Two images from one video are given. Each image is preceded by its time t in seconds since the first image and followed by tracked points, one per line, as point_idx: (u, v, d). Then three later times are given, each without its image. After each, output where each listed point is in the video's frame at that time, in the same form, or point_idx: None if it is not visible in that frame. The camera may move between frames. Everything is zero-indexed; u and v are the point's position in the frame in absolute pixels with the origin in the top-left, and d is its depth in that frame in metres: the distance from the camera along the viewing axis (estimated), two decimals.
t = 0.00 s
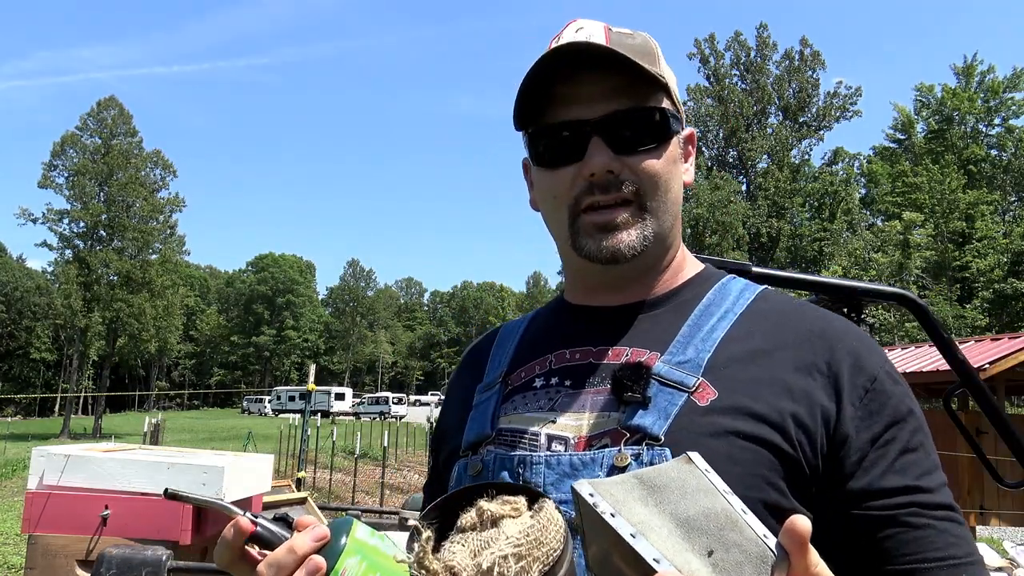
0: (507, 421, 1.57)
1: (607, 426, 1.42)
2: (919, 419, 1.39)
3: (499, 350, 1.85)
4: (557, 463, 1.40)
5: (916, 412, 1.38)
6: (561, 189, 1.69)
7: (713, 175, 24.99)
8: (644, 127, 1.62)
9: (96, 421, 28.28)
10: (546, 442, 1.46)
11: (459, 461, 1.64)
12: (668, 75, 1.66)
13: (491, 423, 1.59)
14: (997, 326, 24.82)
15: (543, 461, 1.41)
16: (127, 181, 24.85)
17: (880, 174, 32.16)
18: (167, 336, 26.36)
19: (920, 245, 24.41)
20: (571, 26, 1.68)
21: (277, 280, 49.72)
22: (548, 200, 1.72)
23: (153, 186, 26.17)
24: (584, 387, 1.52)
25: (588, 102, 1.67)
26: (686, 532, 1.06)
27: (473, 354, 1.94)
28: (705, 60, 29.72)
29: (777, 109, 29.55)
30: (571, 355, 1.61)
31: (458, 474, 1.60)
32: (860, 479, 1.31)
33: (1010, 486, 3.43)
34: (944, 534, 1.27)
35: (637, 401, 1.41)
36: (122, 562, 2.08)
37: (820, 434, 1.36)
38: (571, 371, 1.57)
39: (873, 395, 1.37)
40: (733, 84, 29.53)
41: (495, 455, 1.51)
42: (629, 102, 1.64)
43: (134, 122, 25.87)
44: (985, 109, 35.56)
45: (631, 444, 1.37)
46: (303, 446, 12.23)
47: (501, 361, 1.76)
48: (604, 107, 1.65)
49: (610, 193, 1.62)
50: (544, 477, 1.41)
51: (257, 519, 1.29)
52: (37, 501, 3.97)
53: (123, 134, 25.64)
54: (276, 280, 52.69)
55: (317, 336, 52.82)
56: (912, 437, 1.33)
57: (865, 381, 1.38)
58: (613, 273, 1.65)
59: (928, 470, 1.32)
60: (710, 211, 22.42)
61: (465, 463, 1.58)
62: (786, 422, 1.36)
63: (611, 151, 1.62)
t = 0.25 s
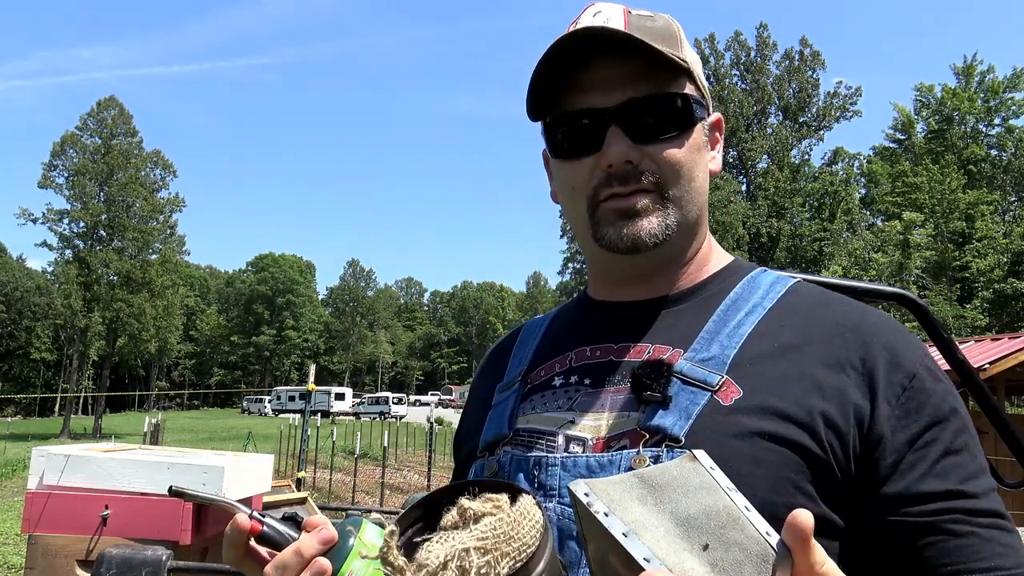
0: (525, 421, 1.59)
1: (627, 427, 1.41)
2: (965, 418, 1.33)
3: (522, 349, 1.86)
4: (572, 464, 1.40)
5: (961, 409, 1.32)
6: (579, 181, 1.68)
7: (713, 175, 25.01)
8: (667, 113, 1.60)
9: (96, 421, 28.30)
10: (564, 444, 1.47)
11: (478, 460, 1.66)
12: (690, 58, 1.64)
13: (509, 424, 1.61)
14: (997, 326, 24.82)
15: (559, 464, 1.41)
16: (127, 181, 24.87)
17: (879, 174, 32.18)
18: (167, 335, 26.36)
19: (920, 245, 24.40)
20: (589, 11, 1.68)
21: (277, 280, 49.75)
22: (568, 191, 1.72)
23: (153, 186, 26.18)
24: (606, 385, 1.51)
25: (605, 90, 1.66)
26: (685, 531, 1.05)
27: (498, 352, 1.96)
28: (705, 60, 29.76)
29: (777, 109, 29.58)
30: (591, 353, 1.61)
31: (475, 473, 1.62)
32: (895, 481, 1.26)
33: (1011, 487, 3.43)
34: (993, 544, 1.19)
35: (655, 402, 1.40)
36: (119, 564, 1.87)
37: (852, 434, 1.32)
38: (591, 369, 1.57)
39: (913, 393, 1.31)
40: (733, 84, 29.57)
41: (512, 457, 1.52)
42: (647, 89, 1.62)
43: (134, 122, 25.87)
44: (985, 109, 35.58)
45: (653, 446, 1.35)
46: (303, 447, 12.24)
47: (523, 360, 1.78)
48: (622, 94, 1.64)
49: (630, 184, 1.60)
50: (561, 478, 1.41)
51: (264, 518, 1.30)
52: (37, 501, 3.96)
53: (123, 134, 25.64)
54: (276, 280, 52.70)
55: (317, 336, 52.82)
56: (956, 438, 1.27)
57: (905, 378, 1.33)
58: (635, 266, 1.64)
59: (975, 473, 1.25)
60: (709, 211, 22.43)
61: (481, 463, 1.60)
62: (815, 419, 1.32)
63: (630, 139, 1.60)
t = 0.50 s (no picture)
0: (543, 424, 1.59)
1: (646, 429, 1.39)
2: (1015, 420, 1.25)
3: (545, 349, 1.88)
4: (587, 468, 1.38)
5: (1008, 409, 1.23)
6: (596, 175, 1.67)
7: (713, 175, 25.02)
8: (687, 102, 1.57)
9: (96, 421, 28.28)
10: (581, 448, 1.46)
11: (495, 465, 1.68)
12: (713, 43, 1.61)
13: (527, 426, 1.63)
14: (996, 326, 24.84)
15: (574, 467, 1.39)
16: (127, 181, 24.87)
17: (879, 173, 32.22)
18: (167, 335, 26.36)
19: (921, 245, 24.41)
20: None
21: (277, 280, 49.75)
22: (586, 185, 1.71)
23: (153, 186, 26.17)
24: (625, 386, 1.50)
25: (621, 79, 1.64)
26: (683, 535, 1.06)
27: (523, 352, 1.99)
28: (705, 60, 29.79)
29: (777, 109, 29.60)
30: (612, 353, 1.61)
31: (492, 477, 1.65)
32: (931, 489, 1.20)
33: None
34: None
35: (674, 401, 1.37)
36: (120, 562, 1.88)
37: (884, 436, 1.26)
38: (611, 370, 1.57)
39: (952, 392, 1.24)
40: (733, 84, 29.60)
41: (528, 461, 1.52)
42: (664, 76, 1.60)
43: (134, 122, 25.85)
44: (985, 109, 35.62)
45: (671, 448, 1.33)
46: (303, 446, 12.24)
47: (544, 360, 1.80)
48: (639, 83, 1.62)
49: (648, 176, 1.58)
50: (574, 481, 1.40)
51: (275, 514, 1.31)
52: (37, 501, 3.96)
53: (123, 134, 25.63)
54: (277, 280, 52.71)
55: (317, 336, 52.83)
56: (1000, 441, 1.18)
57: (942, 376, 1.26)
58: (654, 263, 1.63)
59: None
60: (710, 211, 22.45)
61: (499, 468, 1.62)
62: (844, 420, 1.27)
63: (648, 130, 1.58)
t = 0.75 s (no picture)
0: (556, 429, 1.59)
1: (660, 432, 1.36)
2: None
3: (560, 350, 1.89)
4: (600, 473, 1.37)
5: None
6: (606, 171, 1.66)
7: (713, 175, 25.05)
8: (699, 93, 1.55)
9: (96, 421, 28.28)
10: (594, 451, 1.44)
11: (508, 469, 1.70)
12: (727, 32, 1.59)
13: (541, 431, 1.64)
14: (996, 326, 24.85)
15: (587, 474, 1.38)
16: (127, 181, 24.88)
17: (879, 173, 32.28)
18: (167, 335, 26.37)
19: (921, 245, 24.43)
20: None
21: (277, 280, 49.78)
22: (595, 181, 1.70)
23: (153, 186, 26.17)
24: (640, 388, 1.48)
25: (630, 72, 1.63)
26: (686, 540, 1.05)
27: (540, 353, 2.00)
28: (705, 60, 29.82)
29: (777, 109, 29.62)
30: (627, 353, 1.61)
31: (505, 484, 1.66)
32: (961, 493, 1.14)
33: None
34: None
35: (690, 404, 1.33)
36: (119, 562, 1.88)
37: (910, 439, 1.20)
38: (626, 372, 1.56)
39: (982, 392, 1.17)
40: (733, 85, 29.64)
41: (540, 465, 1.52)
42: (675, 67, 1.58)
43: (134, 122, 25.85)
44: (985, 109, 35.65)
45: (686, 454, 1.30)
46: (302, 446, 12.25)
47: (560, 362, 1.81)
48: (649, 76, 1.60)
49: (659, 172, 1.56)
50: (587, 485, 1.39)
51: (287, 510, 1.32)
52: (37, 501, 3.96)
53: (123, 134, 25.62)
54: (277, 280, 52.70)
55: (317, 336, 52.87)
56: None
57: (973, 374, 1.19)
58: (669, 259, 1.61)
59: None
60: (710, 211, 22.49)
61: (511, 474, 1.64)
62: (867, 421, 1.22)
63: (658, 124, 1.56)
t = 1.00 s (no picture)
0: (562, 432, 1.60)
1: (666, 436, 1.36)
2: None
3: (569, 354, 1.90)
4: (606, 476, 1.37)
5: None
6: (611, 175, 1.66)
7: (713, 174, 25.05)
8: (704, 93, 1.54)
9: (96, 421, 28.28)
10: (599, 455, 1.45)
11: (515, 474, 1.71)
12: (732, 29, 1.59)
13: (546, 436, 1.64)
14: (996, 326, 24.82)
15: (591, 478, 1.39)
16: (127, 181, 24.90)
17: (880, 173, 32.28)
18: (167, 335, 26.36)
19: (921, 245, 24.40)
20: None
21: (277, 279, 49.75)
22: (599, 184, 1.70)
23: (153, 186, 26.17)
24: (646, 391, 1.48)
25: (631, 73, 1.63)
26: (671, 538, 1.05)
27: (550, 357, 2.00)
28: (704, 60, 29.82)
29: (777, 109, 29.62)
30: (634, 357, 1.61)
31: (511, 491, 1.66)
32: (977, 497, 1.14)
33: None
34: None
35: (694, 408, 1.35)
36: (119, 562, 1.85)
37: (923, 442, 1.20)
38: (633, 374, 1.56)
39: (994, 394, 1.17)
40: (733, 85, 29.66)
41: (546, 470, 1.52)
42: (679, 67, 1.58)
43: (134, 122, 25.84)
44: (985, 109, 35.64)
45: (689, 457, 1.30)
46: (302, 446, 12.26)
47: (567, 365, 1.81)
48: (652, 76, 1.60)
49: (664, 176, 1.56)
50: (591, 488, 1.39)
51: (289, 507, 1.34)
52: (37, 501, 3.95)
53: (123, 134, 25.60)
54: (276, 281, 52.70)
55: (317, 336, 52.88)
56: None
57: (988, 375, 1.19)
58: (676, 263, 1.61)
59: None
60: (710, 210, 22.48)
61: (517, 479, 1.65)
62: (879, 424, 1.22)
63: (662, 126, 1.56)
